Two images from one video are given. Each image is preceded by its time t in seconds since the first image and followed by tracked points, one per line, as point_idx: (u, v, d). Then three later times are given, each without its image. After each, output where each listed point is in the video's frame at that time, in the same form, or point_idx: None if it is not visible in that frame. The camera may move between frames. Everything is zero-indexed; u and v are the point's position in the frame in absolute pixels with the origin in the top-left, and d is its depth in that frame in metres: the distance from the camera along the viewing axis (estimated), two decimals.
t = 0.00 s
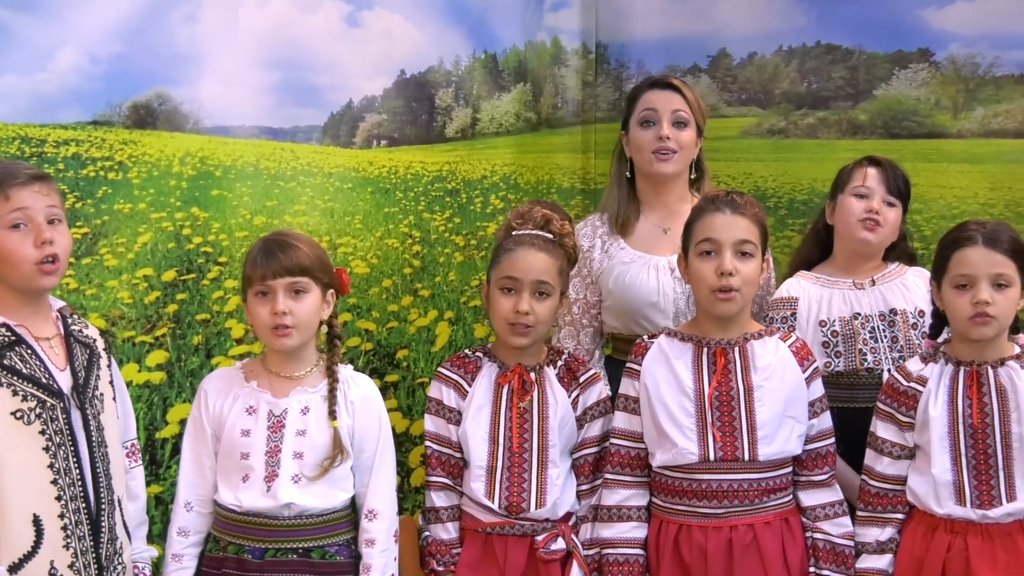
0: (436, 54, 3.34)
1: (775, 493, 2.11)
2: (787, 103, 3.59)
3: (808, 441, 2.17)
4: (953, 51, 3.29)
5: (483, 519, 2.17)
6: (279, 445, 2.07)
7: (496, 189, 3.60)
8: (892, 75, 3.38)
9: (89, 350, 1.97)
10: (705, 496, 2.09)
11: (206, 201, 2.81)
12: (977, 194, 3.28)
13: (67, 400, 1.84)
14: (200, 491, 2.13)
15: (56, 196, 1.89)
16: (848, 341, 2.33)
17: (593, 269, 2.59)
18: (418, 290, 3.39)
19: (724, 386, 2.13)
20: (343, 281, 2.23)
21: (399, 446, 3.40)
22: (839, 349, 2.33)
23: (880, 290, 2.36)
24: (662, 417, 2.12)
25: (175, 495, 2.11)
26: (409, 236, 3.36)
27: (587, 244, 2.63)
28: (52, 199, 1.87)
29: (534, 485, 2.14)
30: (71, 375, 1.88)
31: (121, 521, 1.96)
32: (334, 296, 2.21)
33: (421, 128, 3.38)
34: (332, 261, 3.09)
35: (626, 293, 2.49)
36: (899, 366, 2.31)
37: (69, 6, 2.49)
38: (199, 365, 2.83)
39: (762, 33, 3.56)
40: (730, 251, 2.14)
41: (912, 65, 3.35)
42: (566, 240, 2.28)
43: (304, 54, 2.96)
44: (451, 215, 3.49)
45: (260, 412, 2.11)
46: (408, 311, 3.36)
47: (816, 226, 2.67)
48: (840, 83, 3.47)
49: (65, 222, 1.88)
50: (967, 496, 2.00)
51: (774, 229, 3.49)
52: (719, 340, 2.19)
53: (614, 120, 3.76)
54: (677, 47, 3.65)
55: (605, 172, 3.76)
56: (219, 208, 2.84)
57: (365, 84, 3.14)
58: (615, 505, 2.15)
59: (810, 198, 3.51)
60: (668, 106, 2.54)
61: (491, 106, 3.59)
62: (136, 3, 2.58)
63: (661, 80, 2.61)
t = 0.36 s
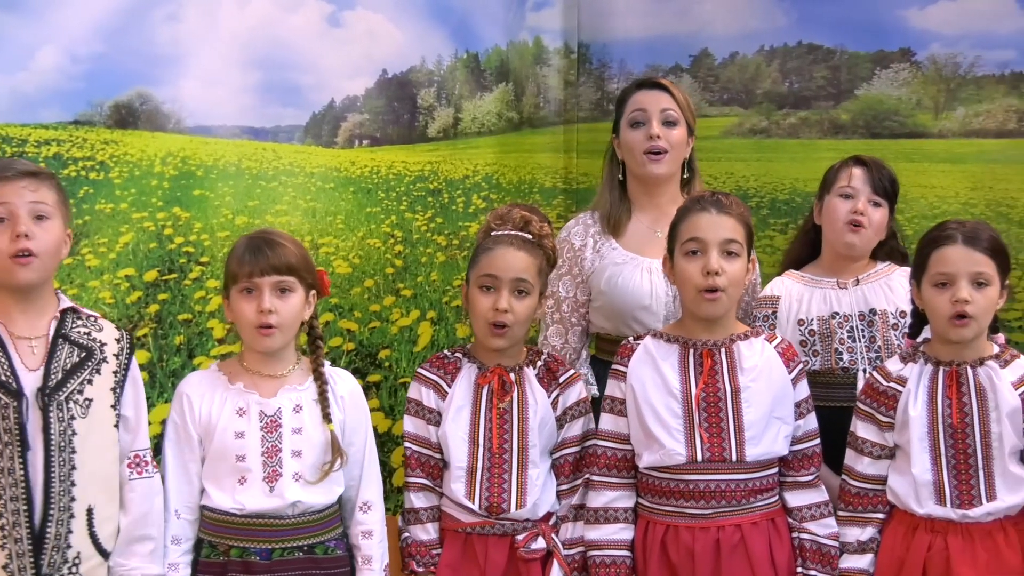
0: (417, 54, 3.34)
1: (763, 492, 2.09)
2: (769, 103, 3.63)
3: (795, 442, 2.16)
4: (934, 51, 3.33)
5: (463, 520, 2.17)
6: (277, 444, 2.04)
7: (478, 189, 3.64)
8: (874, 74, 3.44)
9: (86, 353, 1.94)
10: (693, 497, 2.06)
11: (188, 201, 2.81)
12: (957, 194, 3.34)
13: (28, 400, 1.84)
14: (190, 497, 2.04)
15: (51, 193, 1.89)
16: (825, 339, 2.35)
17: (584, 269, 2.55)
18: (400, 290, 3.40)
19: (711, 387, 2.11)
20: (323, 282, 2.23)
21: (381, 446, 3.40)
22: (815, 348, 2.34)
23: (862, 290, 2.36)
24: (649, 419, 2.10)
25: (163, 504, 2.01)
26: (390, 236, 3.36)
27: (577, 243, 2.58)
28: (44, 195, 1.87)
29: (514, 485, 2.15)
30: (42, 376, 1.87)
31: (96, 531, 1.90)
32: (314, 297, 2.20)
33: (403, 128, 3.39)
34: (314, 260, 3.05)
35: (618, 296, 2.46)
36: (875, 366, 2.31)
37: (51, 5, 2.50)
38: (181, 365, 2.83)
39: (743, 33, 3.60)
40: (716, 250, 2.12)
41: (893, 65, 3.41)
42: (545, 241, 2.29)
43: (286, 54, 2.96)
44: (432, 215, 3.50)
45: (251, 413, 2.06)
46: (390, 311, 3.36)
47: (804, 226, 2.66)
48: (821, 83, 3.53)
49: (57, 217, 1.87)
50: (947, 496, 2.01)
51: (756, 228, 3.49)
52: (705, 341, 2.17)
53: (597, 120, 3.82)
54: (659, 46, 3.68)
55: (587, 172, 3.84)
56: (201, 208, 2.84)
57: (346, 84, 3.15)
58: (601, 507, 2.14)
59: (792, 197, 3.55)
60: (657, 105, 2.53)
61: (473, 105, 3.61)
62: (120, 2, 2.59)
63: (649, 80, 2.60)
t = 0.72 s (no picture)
0: (398, 54, 3.35)
1: (743, 493, 2.10)
2: (750, 103, 3.69)
3: (775, 443, 2.17)
4: (915, 51, 3.35)
5: (442, 518, 2.17)
6: (280, 444, 2.04)
7: (460, 189, 3.63)
8: (855, 74, 3.47)
9: (40, 358, 1.79)
10: (675, 497, 2.07)
11: (169, 201, 2.82)
12: (939, 194, 3.36)
13: None
14: (191, 502, 1.98)
15: (15, 195, 1.80)
16: (803, 338, 2.35)
17: (582, 263, 2.51)
18: (381, 290, 3.40)
19: (693, 388, 2.12)
20: (308, 281, 2.22)
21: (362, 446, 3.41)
22: (794, 346, 2.34)
23: (841, 290, 2.36)
24: (631, 420, 2.10)
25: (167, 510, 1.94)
26: (372, 235, 3.37)
27: (575, 235, 2.53)
28: (5, 198, 1.78)
29: (491, 483, 2.15)
30: None
31: (32, 541, 1.75)
32: (300, 296, 2.19)
33: (384, 128, 3.40)
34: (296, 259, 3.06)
35: (616, 292, 2.42)
36: (852, 365, 2.30)
37: (32, 5, 2.48)
38: (162, 365, 2.82)
39: (725, 34, 3.65)
40: (698, 251, 2.11)
41: (874, 64, 3.42)
42: (527, 240, 2.29)
43: (267, 54, 2.97)
44: (414, 215, 3.50)
45: (250, 414, 2.04)
46: (371, 310, 3.37)
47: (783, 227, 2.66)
48: (802, 83, 3.57)
49: (19, 221, 1.79)
50: (925, 494, 2.05)
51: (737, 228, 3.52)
52: (688, 341, 2.17)
53: (577, 119, 3.89)
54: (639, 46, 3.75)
55: (568, 171, 3.90)
56: (182, 207, 2.85)
57: (328, 84, 3.15)
58: (583, 507, 2.14)
59: (772, 197, 3.59)
60: (638, 104, 2.52)
61: (455, 105, 3.62)
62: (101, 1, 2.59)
63: (630, 79, 2.60)
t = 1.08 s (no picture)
0: (379, 53, 3.35)
1: (720, 493, 2.12)
2: (730, 103, 3.68)
3: (752, 443, 2.19)
4: (895, 51, 3.36)
5: (424, 518, 2.17)
6: (261, 444, 2.03)
7: (440, 189, 3.64)
8: (835, 74, 3.48)
9: (9, 357, 1.77)
10: (651, 497, 2.09)
11: (149, 201, 2.81)
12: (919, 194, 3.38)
13: None
14: (172, 502, 1.98)
15: None
16: (786, 338, 2.35)
17: (574, 263, 2.50)
18: (362, 289, 3.40)
19: (670, 388, 2.14)
20: (290, 281, 2.20)
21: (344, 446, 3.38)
22: (777, 346, 2.35)
23: (821, 289, 2.38)
24: (608, 420, 2.12)
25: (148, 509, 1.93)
26: (354, 236, 3.36)
27: (566, 235, 2.50)
28: None
29: (472, 484, 2.15)
30: None
31: (10, 540, 1.74)
32: (281, 295, 2.18)
33: (365, 128, 3.39)
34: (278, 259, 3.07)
35: (611, 292, 2.44)
36: (836, 363, 2.33)
37: (11, 5, 2.48)
38: (143, 365, 2.81)
39: (704, 32, 3.64)
40: (675, 251, 2.14)
41: (855, 64, 3.44)
42: (514, 240, 2.28)
43: (248, 53, 2.97)
44: (395, 215, 3.50)
45: (232, 414, 2.04)
46: (352, 310, 3.37)
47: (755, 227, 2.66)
48: (784, 83, 3.57)
49: None
50: (903, 493, 2.09)
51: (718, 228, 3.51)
52: (665, 341, 2.19)
53: (558, 118, 3.88)
54: (620, 46, 3.74)
55: (549, 172, 3.86)
56: (162, 207, 2.84)
57: (308, 84, 3.15)
58: (560, 507, 2.15)
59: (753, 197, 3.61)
60: (626, 102, 2.52)
61: (436, 105, 3.61)
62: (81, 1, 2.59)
63: (615, 79, 2.60)
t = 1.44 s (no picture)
0: (361, 53, 3.35)
1: (698, 492, 2.13)
2: (711, 103, 3.68)
3: (729, 441, 2.22)
4: (875, 50, 3.37)
5: (410, 519, 2.17)
6: (222, 445, 2.05)
7: (422, 189, 3.63)
8: (816, 74, 3.48)
9: None
10: (629, 497, 2.09)
11: (130, 201, 2.81)
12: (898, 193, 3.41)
13: None
14: (136, 497, 2.04)
15: None
16: (772, 337, 2.35)
17: (535, 263, 2.52)
18: (344, 289, 3.39)
19: (648, 388, 2.15)
20: (268, 280, 2.22)
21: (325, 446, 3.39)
22: (762, 345, 2.34)
23: (804, 289, 2.38)
24: (586, 420, 2.12)
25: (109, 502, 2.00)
26: (334, 235, 3.36)
27: (528, 236, 2.55)
28: None
29: (458, 484, 2.14)
30: None
31: (14, 529, 1.79)
32: (258, 293, 2.19)
33: (346, 127, 3.39)
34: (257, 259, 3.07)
35: (569, 292, 2.44)
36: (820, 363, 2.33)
37: None
38: (123, 366, 2.82)
39: (685, 33, 3.65)
40: (651, 250, 2.16)
41: (836, 64, 3.44)
42: (497, 240, 2.28)
43: (228, 52, 2.97)
44: (376, 214, 3.50)
45: (197, 414, 2.06)
46: (334, 310, 3.36)
47: (733, 227, 2.68)
48: (764, 82, 3.57)
49: None
50: (884, 493, 2.09)
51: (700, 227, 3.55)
52: (642, 341, 2.21)
53: (540, 118, 3.86)
54: (603, 47, 3.74)
55: (530, 171, 3.86)
56: (143, 207, 2.84)
57: (289, 83, 3.16)
58: (539, 508, 2.15)
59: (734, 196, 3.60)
60: (605, 101, 2.52)
61: (417, 105, 3.62)
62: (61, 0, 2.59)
63: (597, 77, 2.59)
